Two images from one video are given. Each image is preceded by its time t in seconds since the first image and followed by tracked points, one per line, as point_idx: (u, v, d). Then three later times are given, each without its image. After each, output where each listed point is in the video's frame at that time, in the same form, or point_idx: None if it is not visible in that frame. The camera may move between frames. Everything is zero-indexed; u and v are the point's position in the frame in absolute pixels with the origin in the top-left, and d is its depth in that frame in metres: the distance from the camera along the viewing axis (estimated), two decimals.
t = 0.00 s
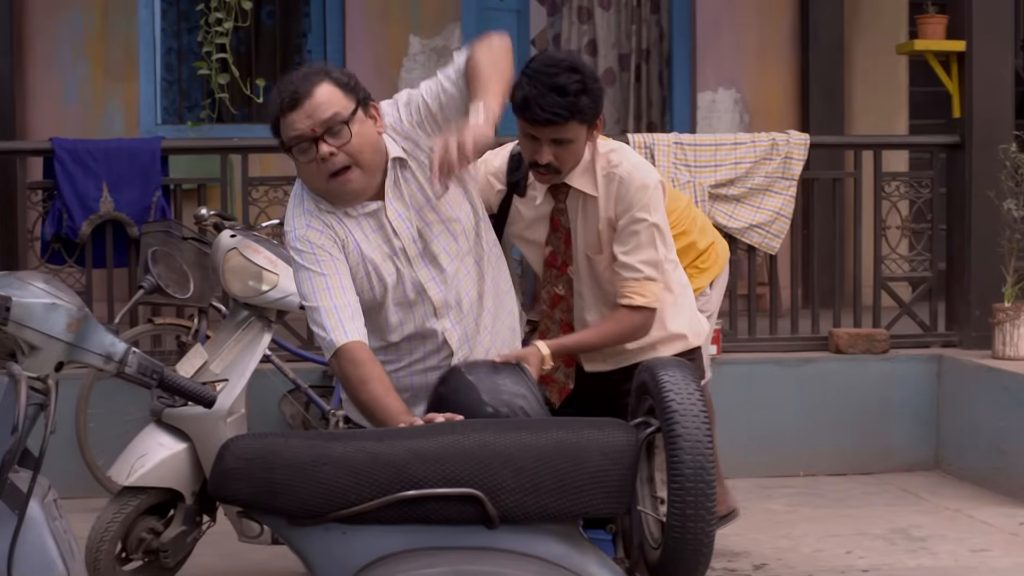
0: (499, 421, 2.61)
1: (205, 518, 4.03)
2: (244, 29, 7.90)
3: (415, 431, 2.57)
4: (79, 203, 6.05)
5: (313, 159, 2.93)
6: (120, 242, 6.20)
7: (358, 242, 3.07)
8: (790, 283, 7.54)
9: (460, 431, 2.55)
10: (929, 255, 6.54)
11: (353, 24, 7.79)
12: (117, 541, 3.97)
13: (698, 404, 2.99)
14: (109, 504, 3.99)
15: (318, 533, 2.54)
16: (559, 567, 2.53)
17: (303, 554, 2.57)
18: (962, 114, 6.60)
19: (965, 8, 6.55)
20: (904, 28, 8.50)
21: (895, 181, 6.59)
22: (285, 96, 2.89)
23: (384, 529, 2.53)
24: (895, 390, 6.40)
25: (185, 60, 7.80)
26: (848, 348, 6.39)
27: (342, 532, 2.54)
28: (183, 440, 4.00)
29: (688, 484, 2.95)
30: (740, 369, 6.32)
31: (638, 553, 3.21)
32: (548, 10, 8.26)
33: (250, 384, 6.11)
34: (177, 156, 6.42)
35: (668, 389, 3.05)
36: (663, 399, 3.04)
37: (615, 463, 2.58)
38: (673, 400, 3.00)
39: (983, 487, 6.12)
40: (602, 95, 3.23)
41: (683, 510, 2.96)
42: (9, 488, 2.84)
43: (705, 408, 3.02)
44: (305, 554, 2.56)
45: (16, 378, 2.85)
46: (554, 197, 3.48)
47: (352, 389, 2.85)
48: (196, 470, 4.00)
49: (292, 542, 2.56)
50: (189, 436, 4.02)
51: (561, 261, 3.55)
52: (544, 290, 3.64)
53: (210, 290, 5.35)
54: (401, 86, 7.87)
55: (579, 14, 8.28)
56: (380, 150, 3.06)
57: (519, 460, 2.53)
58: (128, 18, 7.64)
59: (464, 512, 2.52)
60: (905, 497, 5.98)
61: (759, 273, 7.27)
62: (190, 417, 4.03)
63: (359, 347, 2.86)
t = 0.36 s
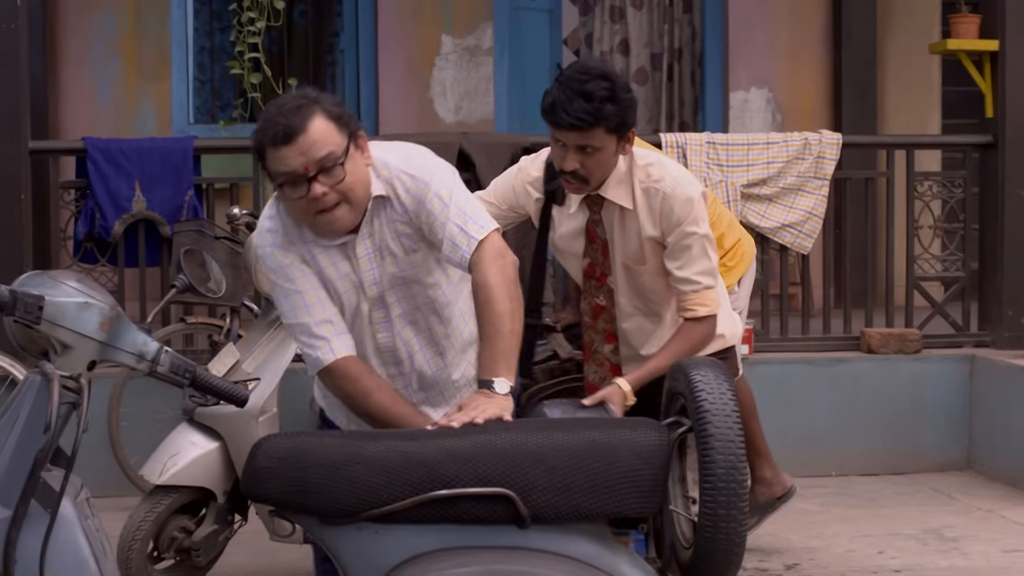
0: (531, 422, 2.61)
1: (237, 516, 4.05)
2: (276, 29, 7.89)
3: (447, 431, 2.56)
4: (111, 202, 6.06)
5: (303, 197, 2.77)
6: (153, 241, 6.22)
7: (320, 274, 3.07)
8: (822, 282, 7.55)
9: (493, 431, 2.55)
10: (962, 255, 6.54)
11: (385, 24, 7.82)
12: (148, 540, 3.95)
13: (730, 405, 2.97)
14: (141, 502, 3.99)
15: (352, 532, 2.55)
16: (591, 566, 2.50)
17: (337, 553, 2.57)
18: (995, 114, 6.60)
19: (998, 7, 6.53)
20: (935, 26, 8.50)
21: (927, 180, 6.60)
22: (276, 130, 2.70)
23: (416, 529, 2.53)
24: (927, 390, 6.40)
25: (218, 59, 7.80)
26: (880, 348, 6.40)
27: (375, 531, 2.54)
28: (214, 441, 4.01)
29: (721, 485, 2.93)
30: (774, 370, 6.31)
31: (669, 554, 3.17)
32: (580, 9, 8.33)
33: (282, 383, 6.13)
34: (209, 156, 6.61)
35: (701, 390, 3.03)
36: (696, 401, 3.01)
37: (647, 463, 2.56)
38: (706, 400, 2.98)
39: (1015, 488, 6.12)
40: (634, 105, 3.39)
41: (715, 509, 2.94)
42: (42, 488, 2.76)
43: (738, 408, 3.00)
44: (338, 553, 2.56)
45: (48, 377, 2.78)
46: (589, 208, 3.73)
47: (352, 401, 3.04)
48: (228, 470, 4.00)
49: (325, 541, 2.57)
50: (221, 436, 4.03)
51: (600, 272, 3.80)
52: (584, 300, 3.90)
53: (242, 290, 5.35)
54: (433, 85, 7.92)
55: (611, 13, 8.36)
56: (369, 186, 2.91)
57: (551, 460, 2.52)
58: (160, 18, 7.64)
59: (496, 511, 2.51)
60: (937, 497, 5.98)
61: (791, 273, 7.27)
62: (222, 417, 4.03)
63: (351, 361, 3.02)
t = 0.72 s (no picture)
0: (559, 423, 2.60)
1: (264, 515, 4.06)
2: (303, 28, 7.84)
3: (474, 431, 2.55)
4: (139, 202, 6.06)
5: (271, 235, 2.55)
6: (180, 241, 6.22)
7: (285, 306, 2.88)
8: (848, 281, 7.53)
9: (519, 431, 2.54)
10: (989, 255, 6.54)
11: (411, 24, 7.83)
12: (176, 539, 3.91)
13: (756, 402, 2.94)
14: (169, 502, 3.96)
15: (377, 532, 2.53)
16: (616, 566, 2.47)
17: (363, 554, 2.55)
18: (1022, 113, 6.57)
19: None
20: (963, 25, 8.49)
21: (955, 180, 6.59)
22: (240, 167, 2.49)
23: (442, 529, 2.51)
24: (953, 390, 6.40)
25: (244, 59, 7.82)
26: (908, 348, 6.39)
27: (401, 531, 2.52)
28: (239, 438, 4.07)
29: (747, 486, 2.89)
30: (800, 370, 6.31)
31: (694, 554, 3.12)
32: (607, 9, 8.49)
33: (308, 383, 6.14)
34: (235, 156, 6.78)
35: (727, 390, 2.99)
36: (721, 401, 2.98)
37: (674, 463, 2.55)
38: (732, 400, 2.95)
39: None
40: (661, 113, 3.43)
41: (741, 509, 2.89)
42: (69, 485, 2.63)
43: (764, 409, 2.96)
44: (364, 554, 2.55)
45: (76, 375, 2.60)
46: (607, 215, 3.75)
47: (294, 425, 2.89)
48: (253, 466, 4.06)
49: (351, 541, 2.55)
50: (247, 434, 4.10)
51: (618, 280, 3.84)
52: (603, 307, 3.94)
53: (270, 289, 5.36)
54: (459, 85, 7.93)
55: (636, 12, 8.55)
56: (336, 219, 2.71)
57: (577, 459, 2.51)
58: (188, 18, 7.67)
59: (522, 511, 2.49)
60: (964, 497, 5.97)
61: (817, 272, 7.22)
62: (249, 417, 4.12)
63: (286, 385, 2.85)
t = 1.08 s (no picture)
0: (591, 423, 2.58)
1: (295, 514, 4.07)
2: (335, 28, 7.92)
3: (506, 432, 2.53)
4: (170, 202, 6.07)
5: (339, 204, 2.55)
6: (211, 239, 6.22)
7: (341, 284, 2.84)
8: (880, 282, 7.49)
9: (553, 431, 2.52)
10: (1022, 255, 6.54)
11: (444, 23, 7.85)
12: (207, 538, 3.96)
13: (789, 401, 2.84)
14: (199, 501, 4.00)
15: (409, 532, 2.49)
16: (649, 567, 2.44)
17: (394, 554, 2.51)
18: None
19: None
20: (995, 25, 8.48)
21: (987, 180, 6.59)
22: (320, 132, 2.48)
23: (474, 529, 2.47)
24: (985, 390, 6.39)
25: (275, 58, 7.84)
26: (939, 348, 6.40)
27: (433, 531, 2.48)
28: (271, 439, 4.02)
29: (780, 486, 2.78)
30: (831, 370, 6.32)
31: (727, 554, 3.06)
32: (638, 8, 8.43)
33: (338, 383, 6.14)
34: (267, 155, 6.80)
35: (760, 391, 2.87)
36: (754, 401, 2.87)
37: (707, 464, 2.53)
38: (764, 400, 2.84)
39: None
40: (688, 122, 3.42)
41: (774, 510, 2.79)
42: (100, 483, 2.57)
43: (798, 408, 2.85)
44: (395, 554, 2.50)
45: (109, 374, 2.58)
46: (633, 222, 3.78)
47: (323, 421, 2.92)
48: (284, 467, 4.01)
49: (382, 541, 2.51)
50: (280, 434, 4.04)
51: (632, 289, 3.85)
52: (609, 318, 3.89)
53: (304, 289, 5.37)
54: (491, 84, 7.93)
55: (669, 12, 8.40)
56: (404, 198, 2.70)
57: (609, 460, 2.49)
58: (219, 17, 7.70)
59: (554, 512, 2.46)
60: (995, 498, 5.96)
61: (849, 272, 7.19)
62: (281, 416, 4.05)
63: (321, 378, 2.89)
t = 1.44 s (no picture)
0: (609, 424, 2.58)
1: (315, 515, 4.07)
2: (355, 28, 7.91)
3: (525, 432, 2.54)
4: (190, 201, 6.09)
5: (410, 139, 2.65)
6: (230, 240, 6.21)
7: (391, 235, 2.82)
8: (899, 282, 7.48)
9: (572, 433, 2.53)
10: None
11: (463, 23, 7.87)
12: (226, 538, 3.95)
13: (808, 401, 2.77)
14: (218, 501, 4.00)
15: (428, 531, 2.48)
16: (669, 567, 2.44)
17: (414, 554, 2.50)
18: None
19: None
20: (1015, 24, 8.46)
21: (1007, 180, 6.58)
22: (409, 66, 2.63)
23: (493, 529, 2.47)
24: (1004, 391, 6.38)
25: (295, 58, 7.86)
26: (958, 348, 6.39)
27: (452, 531, 2.47)
28: (291, 439, 4.04)
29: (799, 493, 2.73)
30: (849, 369, 6.31)
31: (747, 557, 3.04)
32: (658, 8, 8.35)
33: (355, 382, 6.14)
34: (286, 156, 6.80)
35: (778, 390, 2.80)
36: (773, 402, 2.81)
37: (726, 464, 2.53)
38: (784, 403, 2.78)
39: None
40: (719, 101, 3.46)
41: (793, 511, 2.72)
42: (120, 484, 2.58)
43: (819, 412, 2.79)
44: (414, 554, 2.50)
45: (128, 374, 2.58)
46: (667, 208, 3.70)
47: (340, 375, 2.85)
48: (303, 468, 4.02)
49: (402, 541, 2.50)
50: (300, 434, 4.06)
51: (677, 276, 3.75)
52: (659, 305, 3.83)
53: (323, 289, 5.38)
54: (511, 84, 7.97)
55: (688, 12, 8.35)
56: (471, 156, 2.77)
57: (628, 461, 2.49)
58: (239, 18, 7.70)
59: (573, 512, 2.45)
60: (1015, 499, 5.95)
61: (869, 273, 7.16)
62: (302, 416, 4.07)
63: (345, 333, 2.82)
